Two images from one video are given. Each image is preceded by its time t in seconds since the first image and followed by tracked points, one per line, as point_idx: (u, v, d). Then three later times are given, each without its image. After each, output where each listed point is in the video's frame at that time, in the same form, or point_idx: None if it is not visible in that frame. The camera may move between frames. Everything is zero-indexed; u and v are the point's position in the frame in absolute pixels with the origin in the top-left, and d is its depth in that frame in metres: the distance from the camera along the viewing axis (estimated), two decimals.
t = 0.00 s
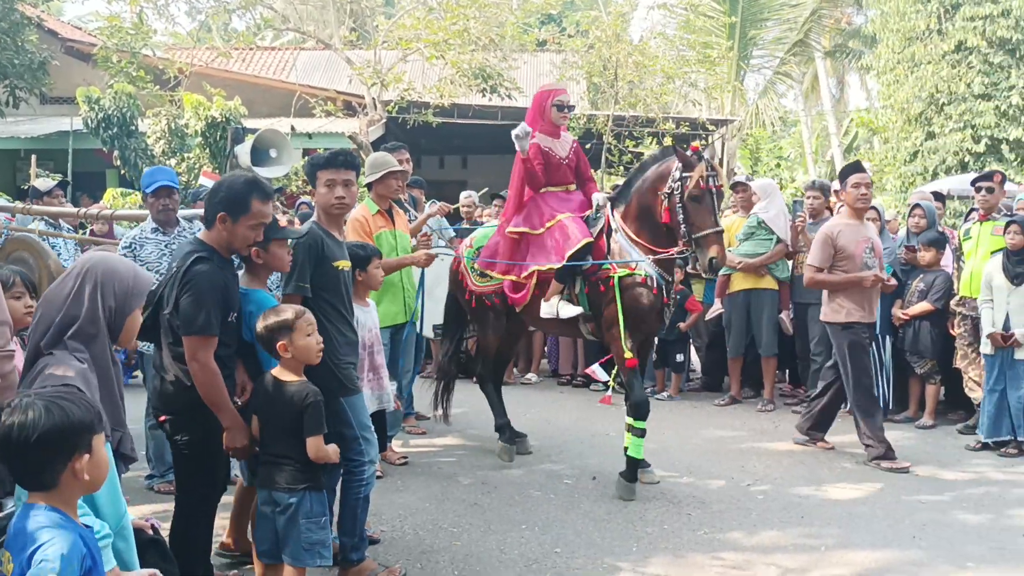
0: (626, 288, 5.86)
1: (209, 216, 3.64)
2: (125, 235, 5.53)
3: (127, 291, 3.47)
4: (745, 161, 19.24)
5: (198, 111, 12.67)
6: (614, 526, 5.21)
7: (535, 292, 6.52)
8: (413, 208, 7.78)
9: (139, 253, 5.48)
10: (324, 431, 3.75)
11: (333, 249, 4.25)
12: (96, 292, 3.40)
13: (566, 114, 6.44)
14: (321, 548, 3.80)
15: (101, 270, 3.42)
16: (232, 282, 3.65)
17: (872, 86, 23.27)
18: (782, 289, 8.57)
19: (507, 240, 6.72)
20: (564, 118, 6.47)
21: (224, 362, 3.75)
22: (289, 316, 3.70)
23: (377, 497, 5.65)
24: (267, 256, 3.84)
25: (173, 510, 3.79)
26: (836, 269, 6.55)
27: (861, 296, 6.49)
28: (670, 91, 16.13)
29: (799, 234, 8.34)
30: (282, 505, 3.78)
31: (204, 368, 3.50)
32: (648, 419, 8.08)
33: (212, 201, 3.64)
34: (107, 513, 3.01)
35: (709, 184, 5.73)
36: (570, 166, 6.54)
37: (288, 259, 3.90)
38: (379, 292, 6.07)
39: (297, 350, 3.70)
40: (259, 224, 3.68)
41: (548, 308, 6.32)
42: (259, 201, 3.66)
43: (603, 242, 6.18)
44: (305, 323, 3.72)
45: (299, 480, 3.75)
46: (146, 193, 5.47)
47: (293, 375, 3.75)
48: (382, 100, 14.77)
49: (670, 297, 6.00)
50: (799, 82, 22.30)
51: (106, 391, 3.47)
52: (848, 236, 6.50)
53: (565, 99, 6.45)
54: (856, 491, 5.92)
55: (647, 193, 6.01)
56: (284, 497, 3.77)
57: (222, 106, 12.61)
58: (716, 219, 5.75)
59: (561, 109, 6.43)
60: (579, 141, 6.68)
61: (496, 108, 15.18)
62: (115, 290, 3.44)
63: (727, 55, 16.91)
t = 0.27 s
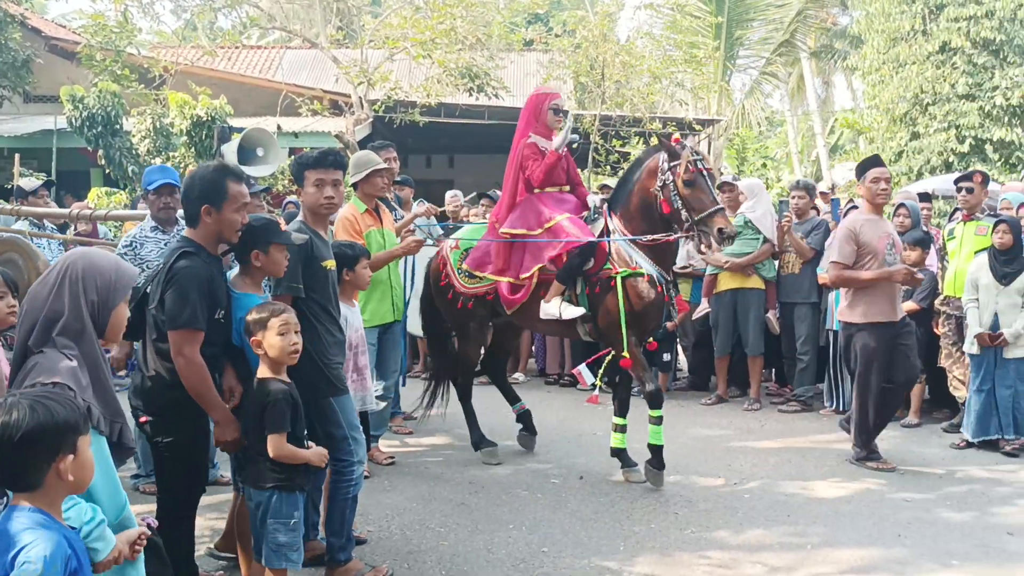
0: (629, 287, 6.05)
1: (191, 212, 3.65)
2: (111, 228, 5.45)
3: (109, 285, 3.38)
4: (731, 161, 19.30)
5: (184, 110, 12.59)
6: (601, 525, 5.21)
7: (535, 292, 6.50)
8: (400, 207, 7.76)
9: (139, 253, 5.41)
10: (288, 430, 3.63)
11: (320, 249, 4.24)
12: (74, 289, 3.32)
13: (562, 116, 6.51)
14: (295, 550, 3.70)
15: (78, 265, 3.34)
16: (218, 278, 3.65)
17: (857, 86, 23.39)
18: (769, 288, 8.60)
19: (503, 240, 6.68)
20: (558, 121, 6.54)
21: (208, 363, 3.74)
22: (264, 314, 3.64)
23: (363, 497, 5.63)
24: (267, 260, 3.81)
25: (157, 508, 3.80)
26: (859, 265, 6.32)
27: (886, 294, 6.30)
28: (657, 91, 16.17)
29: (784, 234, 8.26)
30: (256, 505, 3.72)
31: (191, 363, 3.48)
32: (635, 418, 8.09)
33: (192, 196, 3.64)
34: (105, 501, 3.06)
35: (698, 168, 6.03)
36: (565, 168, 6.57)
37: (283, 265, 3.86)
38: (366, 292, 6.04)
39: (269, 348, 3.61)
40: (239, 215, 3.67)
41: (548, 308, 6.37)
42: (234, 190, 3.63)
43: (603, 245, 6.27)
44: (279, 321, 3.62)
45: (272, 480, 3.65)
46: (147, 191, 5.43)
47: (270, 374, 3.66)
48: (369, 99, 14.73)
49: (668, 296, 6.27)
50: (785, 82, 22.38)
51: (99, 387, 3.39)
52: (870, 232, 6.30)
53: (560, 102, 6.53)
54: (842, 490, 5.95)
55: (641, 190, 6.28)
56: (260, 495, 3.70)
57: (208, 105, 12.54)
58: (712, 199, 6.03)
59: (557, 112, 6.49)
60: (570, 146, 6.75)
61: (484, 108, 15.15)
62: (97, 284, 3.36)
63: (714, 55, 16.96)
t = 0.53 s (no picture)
0: (621, 288, 6.06)
1: (177, 209, 3.66)
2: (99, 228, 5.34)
3: (98, 282, 3.36)
4: (722, 160, 19.34)
5: (173, 108, 12.53)
6: (593, 524, 5.21)
7: (530, 288, 6.56)
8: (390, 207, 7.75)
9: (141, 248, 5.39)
10: (272, 431, 3.60)
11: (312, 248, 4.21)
12: (63, 285, 3.30)
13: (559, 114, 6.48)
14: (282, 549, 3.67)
15: (67, 262, 3.32)
16: (209, 275, 3.65)
17: (847, 86, 23.48)
18: (759, 287, 8.61)
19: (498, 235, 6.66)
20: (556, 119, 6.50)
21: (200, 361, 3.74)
22: (262, 312, 3.59)
23: (354, 497, 5.61)
24: (267, 260, 3.74)
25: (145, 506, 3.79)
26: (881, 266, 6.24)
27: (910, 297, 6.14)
28: (648, 91, 16.18)
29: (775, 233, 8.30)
30: (244, 503, 3.70)
31: (187, 361, 3.48)
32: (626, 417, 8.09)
33: (178, 193, 3.65)
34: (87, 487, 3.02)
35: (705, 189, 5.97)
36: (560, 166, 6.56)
37: (283, 265, 3.80)
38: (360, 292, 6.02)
39: (266, 347, 3.56)
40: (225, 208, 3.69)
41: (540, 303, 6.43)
42: (217, 181, 3.66)
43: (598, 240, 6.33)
44: (276, 319, 3.59)
45: (258, 478, 3.64)
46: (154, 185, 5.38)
47: (260, 373, 3.61)
48: (359, 98, 14.68)
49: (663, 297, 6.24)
50: (775, 82, 22.44)
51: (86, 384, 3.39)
52: (893, 233, 6.22)
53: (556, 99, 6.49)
54: (833, 488, 5.96)
55: (644, 195, 6.22)
56: (247, 494, 3.69)
57: (197, 103, 12.48)
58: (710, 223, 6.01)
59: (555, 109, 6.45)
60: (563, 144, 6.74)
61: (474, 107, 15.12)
62: (86, 281, 3.34)
63: (704, 54, 16.98)
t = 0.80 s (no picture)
0: (616, 284, 6.15)
1: (161, 208, 3.69)
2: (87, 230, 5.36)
3: (70, 273, 3.18)
4: (712, 160, 19.40)
5: (162, 107, 12.49)
6: (583, 523, 5.22)
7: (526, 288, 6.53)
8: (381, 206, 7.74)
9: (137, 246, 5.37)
10: (273, 432, 3.59)
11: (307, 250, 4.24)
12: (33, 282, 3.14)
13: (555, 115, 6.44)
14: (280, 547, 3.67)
15: (38, 260, 3.18)
16: (199, 274, 3.66)
17: (836, 86, 23.57)
18: (749, 286, 8.63)
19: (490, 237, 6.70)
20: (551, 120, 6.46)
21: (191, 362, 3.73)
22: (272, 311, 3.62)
23: (345, 496, 5.59)
24: (275, 260, 3.79)
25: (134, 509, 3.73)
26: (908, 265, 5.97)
27: (942, 299, 5.86)
28: (638, 90, 16.21)
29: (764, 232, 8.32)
30: (238, 504, 3.68)
31: (179, 361, 3.46)
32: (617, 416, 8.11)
33: (165, 192, 3.67)
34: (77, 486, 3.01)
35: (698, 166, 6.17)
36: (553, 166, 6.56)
37: (292, 264, 3.85)
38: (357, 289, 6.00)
39: (277, 347, 3.62)
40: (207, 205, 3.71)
41: (535, 303, 6.36)
42: (195, 175, 3.68)
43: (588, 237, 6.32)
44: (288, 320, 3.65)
45: (253, 479, 3.62)
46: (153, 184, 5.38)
47: (257, 374, 3.60)
48: (349, 97, 14.65)
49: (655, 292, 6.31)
50: (765, 82, 22.51)
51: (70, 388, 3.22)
52: (924, 232, 5.90)
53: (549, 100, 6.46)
54: (823, 486, 5.98)
55: (635, 182, 6.35)
56: (242, 495, 3.66)
57: (187, 102, 12.43)
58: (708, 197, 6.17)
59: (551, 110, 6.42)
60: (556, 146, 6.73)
61: (464, 106, 15.12)
62: (56, 276, 3.17)
63: (694, 54, 17.01)
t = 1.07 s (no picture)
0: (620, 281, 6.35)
1: (151, 204, 3.68)
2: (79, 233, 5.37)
3: (47, 269, 3.10)
4: (706, 159, 19.41)
5: (156, 106, 12.46)
6: (578, 521, 5.21)
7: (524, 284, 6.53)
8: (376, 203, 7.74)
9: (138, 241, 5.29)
10: (274, 434, 3.58)
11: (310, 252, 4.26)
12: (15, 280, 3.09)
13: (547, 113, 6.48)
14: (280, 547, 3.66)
15: (21, 257, 3.12)
16: (189, 271, 3.64)
17: (829, 86, 23.61)
18: (743, 285, 8.65)
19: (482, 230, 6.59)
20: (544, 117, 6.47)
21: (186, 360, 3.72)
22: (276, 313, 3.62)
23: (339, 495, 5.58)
24: (310, 259, 3.91)
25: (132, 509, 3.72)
26: (935, 265, 5.75)
27: (968, 297, 5.60)
28: (632, 89, 16.18)
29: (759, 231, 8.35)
30: (236, 505, 3.66)
31: (171, 359, 3.45)
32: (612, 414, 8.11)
33: (155, 189, 3.66)
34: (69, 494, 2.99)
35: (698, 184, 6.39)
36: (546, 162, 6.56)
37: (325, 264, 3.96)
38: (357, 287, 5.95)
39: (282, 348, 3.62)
40: (197, 202, 3.68)
41: (537, 301, 6.44)
42: (192, 179, 3.68)
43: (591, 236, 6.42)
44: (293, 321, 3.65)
45: (252, 480, 3.60)
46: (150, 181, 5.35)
47: (256, 375, 3.60)
48: (343, 96, 14.61)
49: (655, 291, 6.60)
50: (759, 82, 22.54)
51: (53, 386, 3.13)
52: (952, 230, 5.68)
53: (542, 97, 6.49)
54: (817, 484, 5.99)
55: (638, 189, 6.63)
56: (241, 496, 3.64)
57: (180, 100, 12.39)
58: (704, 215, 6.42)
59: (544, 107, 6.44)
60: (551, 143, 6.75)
61: (459, 104, 15.10)
62: (37, 272, 3.10)
63: (688, 53, 17.01)
